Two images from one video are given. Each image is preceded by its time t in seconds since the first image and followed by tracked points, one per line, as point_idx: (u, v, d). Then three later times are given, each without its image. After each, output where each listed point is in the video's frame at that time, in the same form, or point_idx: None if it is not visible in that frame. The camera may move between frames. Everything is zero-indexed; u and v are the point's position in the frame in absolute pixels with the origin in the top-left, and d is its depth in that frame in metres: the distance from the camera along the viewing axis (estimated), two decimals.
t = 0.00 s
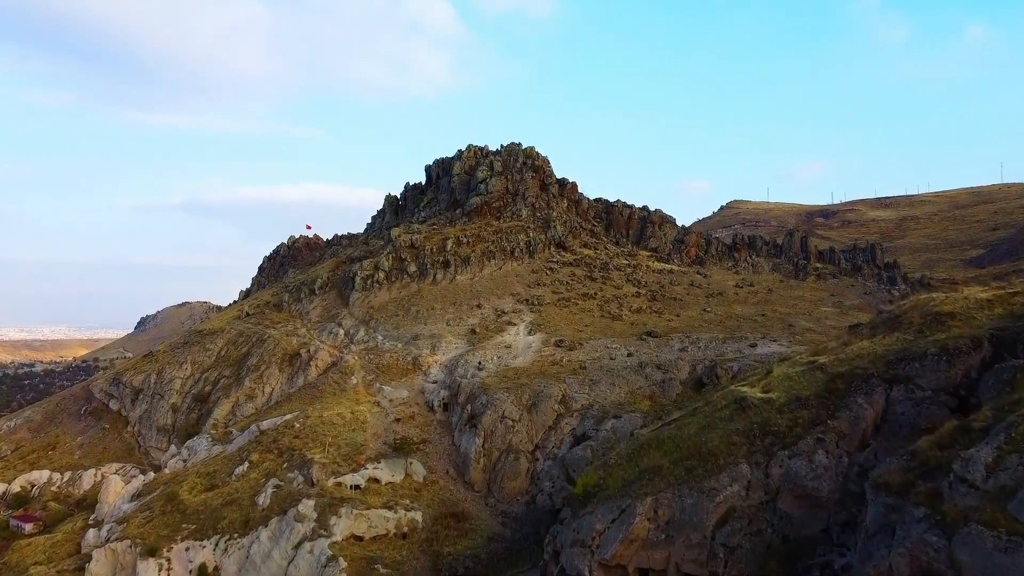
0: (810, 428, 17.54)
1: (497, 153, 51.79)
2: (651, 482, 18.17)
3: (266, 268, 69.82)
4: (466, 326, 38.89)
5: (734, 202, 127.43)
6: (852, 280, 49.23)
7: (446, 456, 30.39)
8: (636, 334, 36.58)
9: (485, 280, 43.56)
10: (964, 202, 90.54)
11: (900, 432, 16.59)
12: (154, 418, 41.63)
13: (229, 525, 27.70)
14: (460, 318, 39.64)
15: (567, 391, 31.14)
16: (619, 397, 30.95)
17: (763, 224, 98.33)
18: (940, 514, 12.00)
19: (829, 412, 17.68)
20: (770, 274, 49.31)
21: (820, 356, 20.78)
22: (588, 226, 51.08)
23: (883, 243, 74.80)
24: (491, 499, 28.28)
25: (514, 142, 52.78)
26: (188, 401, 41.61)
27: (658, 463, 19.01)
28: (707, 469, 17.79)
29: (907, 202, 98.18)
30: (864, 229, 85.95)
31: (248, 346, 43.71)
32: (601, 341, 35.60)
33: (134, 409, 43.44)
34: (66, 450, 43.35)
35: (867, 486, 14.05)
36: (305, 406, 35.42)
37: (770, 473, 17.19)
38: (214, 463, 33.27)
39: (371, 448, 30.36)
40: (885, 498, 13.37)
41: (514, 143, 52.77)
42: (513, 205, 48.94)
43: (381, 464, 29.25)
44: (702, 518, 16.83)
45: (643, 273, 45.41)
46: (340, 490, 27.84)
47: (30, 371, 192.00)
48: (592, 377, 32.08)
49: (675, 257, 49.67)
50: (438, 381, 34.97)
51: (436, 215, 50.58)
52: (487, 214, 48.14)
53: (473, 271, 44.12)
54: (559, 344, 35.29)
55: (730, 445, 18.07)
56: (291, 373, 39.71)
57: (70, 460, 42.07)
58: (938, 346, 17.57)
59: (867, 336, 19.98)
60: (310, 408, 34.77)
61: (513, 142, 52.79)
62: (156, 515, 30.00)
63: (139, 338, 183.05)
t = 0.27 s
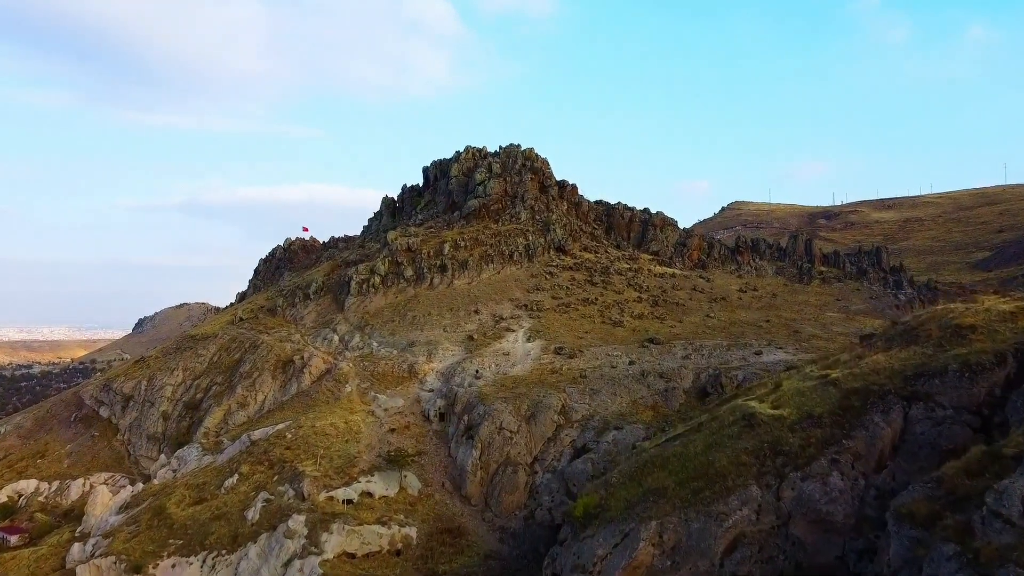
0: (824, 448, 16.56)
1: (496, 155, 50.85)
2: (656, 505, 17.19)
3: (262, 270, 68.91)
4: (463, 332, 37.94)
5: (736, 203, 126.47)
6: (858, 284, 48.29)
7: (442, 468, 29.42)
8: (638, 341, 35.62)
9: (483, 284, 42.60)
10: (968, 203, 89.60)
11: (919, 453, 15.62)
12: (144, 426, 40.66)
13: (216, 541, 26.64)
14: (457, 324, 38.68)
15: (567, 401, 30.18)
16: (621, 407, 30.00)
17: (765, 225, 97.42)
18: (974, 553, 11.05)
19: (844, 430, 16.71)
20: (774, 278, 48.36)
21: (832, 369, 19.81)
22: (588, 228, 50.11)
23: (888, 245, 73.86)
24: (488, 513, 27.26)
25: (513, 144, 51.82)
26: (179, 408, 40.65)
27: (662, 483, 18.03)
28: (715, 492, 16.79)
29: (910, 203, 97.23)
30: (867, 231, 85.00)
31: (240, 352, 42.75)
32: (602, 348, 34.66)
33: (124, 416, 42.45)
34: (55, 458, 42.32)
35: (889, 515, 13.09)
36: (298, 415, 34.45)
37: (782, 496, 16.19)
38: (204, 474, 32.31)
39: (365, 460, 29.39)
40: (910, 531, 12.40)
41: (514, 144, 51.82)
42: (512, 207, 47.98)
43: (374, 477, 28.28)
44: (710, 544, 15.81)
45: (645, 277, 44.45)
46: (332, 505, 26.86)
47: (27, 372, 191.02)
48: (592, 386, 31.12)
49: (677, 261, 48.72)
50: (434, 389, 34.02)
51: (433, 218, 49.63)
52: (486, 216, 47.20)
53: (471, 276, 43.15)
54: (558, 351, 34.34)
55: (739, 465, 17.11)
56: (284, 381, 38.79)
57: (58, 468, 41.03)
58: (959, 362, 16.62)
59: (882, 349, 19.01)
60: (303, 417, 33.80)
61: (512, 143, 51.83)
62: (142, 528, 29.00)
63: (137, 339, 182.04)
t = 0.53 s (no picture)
0: (839, 470, 15.58)
1: (494, 156, 49.91)
2: (661, 531, 16.24)
3: (257, 273, 68.01)
4: (460, 338, 36.98)
5: (737, 204, 125.54)
6: (863, 288, 47.39)
7: (437, 481, 28.47)
8: (640, 348, 34.67)
9: (480, 289, 41.64)
10: (972, 204, 88.74)
11: (941, 477, 14.58)
12: (134, 434, 39.70)
13: (203, 557, 25.52)
14: (454, 330, 37.72)
15: (566, 412, 29.23)
16: (623, 418, 29.03)
17: (767, 227, 96.54)
18: None
19: (860, 451, 15.75)
20: (778, 283, 47.42)
21: (845, 384, 18.84)
22: (588, 231, 49.15)
23: (892, 247, 72.96)
24: (484, 528, 26.25)
25: (512, 145, 50.87)
26: (169, 416, 39.69)
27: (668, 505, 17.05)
28: (724, 517, 15.80)
29: (913, 204, 96.37)
30: (871, 232, 84.14)
31: (233, 358, 41.81)
32: (603, 355, 33.71)
33: (114, 424, 41.45)
34: (42, 466, 41.25)
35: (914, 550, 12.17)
36: (290, 425, 33.49)
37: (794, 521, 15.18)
38: (193, 486, 31.33)
39: (358, 473, 28.44)
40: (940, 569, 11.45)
41: (513, 145, 50.87)
42: (511, 210, 47.02)
43: (367, 491, 27.32)
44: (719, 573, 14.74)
45: (646, 281, 43.49)
46: (323, 520, 25.86)
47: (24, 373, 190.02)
48: (593, 396, 30.14)
49: (679, 265, 47.78)
50: (430, 398, 33.06)
51: (431, 220, 48.68)
52: (484, 219, 46.25)
53: (469, 280, 42.20)
54: (558, 359, 33.39)
55: (749, 488, 16.15)
56: (277, 388, 37.88)
57: (46, 477, 39.99)
58: (983, 379, 15.70)
59: (898, 363, 18.05)
60: (295, 427, 32.83)
61: (511, 145, 50.88)
62: (128, 543, 27.97)
63: (135, 341, 181.08)
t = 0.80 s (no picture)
0: (856, 495, 14.59)
1: (493, 158, 48.97)
2: (667, 559, 15.27)
3: (253, 275, 67.11)
4: (457, 345, 36.02)
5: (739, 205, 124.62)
6: (869, 292, 46.45)
7: (433, 496, 27.52)
8: (641, 356, 33.73)
9: (478, 294, 40.71)
10: (977, 205, 87.85)
11: (965, 503, 13.57)
12: (123, 443, 38.74)
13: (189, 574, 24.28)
14: (451, 336, 36.78)
15: (566, 423, 28.29)
16: (624, 430, 28.07)
17: (768, 228, 95.63)
18: None
19: (877, 475, 14.78)
20: (782, 287, 46.50)
21: (859, 401, 17.88)
22: (589, 234, 48.20)
23: (897, 249, 72.03)
24: (481, 545, 25.19)
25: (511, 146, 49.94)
26: (159, 424, 38.74)
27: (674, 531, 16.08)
28: (734, 545, 14.79)
29: (917, 205, 95.48)
30: (874, 234, 83.24)
31: (225, 365, 40.88)
32: (604, 364, 32.76)
33: (103, 432, 40.49)
34: (30, 475, 40.15)
35: None
36: (282, 435, 32.52)
37: (809, 550, 14.12)
38: (181, 499, 30.37)
39: (351, 487, 27.48)
40: None
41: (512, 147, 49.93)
42: (509, 212, 46.08)
43: (360, 506, 26.35)
44: None
45: (648, 286, 42.55)
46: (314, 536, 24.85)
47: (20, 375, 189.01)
48: (593, 407, 29.18)
49: (680, 268, 46.84)
50: (426, 407, 32.12)
51: (428, 223, 47.74)
52: (482, 222, 45.32)
53: (467, 285, 41.25)
54: (557, 367, 32.46)
55: (760, 514, 15.16)
56: (269, 397, 36.96)
57: (32, 487, 38.79)
58: (1009, 399, 14.76)
59: (917, 380, 17.09)
60: (287, 437, 31.86)
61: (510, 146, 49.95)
62: (112, 558, 26.94)
63: (133, 342, 180.14)
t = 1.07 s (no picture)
0: (876, 524, 13.56)
1: (491, 160, 48.06)
2: None
3: (248, 279, 66.18)
4: (454, 353, 35.08)
5: (740, 206, 123.67)
6: (875, 296, 45.52)
7: (428, 510, 26.54)
8: (643, 363, 32.79)
9: (476, 298, 39.78)
10: (981, 206, 86.99)
11: (994, 534, 12.52)
12: (112, 452, 37.72)
13: None
14: (448, 343, 35.83)
15: (566, 435, 27.33)
16: (626, 442, 27.11)
17: (770, 230, 94.71)
18: None
19: (899, 502, 13.77)
20: (786, 291, 45.58)
21: (876, 418, 16.92)
22: (589, 237, 47.26)
23: (901, 252, 71.12)
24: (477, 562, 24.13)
25: (509, 148, 49.02)
26: (149, 433, 37.75)
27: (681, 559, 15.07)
28: None
29: (920, 207, 94.60)
30: (877, 236, 82.35)
31: (217, 372, 39.91)
32: (605, 372, 31.83)
33: (91, 441, 39.47)
34: (16, 484, 38.53)
35: None
36: (273, 446, 31.54)
37: None
38: (168, 513, 29.36)
39: (343, 502, 26.50)
40: None
41: (510, 148, 49.02)
42: (508, 215, 45.15)
43: (352, 522, 25.35)
44: None
45: (650, 290, 41.61)
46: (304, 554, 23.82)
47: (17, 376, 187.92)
48: (594, 418, 28.22)
49: (683, 272, 45.91)
50: (422, 417, 31.17)
51: (425, 226, 46.81)
52: (480, 225, 44.39)
53: (464, 290, 40.31)
54: (557, 376, 31.51)
55: (773, 543, 14.13)
56: (261, 406, 36.00)
57: (18, 497, 37.11)
58: None
59: (937, 397, 16.14)
60: (278, 448, 30.87)
61: (509, 148, 49.02)
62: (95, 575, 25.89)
63: (131, 344, 179.05)
